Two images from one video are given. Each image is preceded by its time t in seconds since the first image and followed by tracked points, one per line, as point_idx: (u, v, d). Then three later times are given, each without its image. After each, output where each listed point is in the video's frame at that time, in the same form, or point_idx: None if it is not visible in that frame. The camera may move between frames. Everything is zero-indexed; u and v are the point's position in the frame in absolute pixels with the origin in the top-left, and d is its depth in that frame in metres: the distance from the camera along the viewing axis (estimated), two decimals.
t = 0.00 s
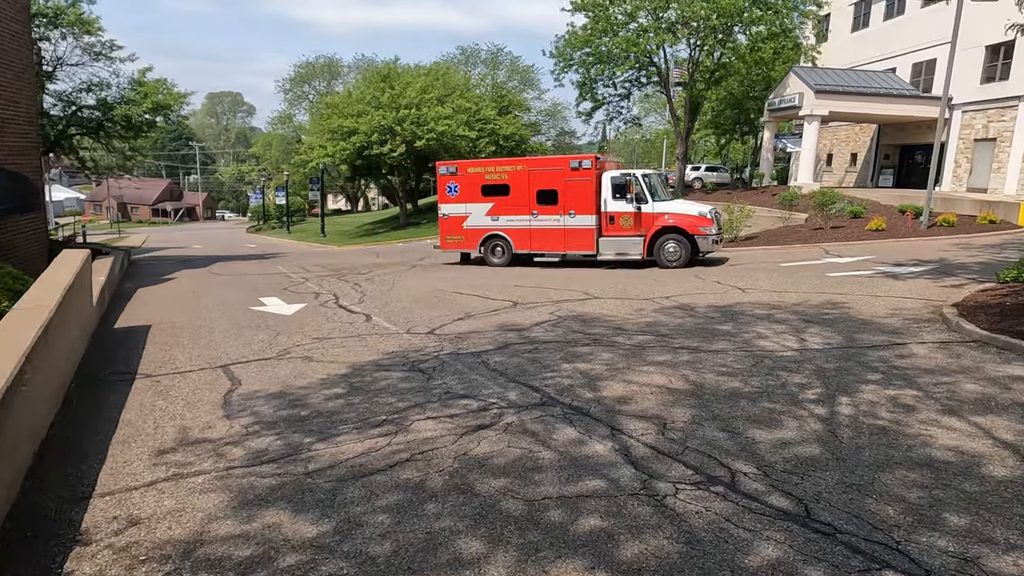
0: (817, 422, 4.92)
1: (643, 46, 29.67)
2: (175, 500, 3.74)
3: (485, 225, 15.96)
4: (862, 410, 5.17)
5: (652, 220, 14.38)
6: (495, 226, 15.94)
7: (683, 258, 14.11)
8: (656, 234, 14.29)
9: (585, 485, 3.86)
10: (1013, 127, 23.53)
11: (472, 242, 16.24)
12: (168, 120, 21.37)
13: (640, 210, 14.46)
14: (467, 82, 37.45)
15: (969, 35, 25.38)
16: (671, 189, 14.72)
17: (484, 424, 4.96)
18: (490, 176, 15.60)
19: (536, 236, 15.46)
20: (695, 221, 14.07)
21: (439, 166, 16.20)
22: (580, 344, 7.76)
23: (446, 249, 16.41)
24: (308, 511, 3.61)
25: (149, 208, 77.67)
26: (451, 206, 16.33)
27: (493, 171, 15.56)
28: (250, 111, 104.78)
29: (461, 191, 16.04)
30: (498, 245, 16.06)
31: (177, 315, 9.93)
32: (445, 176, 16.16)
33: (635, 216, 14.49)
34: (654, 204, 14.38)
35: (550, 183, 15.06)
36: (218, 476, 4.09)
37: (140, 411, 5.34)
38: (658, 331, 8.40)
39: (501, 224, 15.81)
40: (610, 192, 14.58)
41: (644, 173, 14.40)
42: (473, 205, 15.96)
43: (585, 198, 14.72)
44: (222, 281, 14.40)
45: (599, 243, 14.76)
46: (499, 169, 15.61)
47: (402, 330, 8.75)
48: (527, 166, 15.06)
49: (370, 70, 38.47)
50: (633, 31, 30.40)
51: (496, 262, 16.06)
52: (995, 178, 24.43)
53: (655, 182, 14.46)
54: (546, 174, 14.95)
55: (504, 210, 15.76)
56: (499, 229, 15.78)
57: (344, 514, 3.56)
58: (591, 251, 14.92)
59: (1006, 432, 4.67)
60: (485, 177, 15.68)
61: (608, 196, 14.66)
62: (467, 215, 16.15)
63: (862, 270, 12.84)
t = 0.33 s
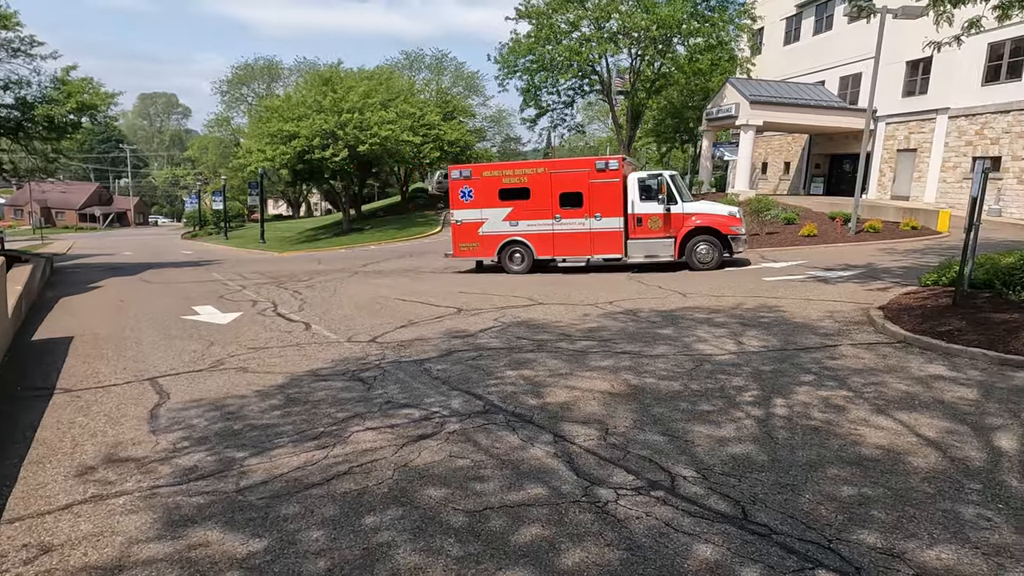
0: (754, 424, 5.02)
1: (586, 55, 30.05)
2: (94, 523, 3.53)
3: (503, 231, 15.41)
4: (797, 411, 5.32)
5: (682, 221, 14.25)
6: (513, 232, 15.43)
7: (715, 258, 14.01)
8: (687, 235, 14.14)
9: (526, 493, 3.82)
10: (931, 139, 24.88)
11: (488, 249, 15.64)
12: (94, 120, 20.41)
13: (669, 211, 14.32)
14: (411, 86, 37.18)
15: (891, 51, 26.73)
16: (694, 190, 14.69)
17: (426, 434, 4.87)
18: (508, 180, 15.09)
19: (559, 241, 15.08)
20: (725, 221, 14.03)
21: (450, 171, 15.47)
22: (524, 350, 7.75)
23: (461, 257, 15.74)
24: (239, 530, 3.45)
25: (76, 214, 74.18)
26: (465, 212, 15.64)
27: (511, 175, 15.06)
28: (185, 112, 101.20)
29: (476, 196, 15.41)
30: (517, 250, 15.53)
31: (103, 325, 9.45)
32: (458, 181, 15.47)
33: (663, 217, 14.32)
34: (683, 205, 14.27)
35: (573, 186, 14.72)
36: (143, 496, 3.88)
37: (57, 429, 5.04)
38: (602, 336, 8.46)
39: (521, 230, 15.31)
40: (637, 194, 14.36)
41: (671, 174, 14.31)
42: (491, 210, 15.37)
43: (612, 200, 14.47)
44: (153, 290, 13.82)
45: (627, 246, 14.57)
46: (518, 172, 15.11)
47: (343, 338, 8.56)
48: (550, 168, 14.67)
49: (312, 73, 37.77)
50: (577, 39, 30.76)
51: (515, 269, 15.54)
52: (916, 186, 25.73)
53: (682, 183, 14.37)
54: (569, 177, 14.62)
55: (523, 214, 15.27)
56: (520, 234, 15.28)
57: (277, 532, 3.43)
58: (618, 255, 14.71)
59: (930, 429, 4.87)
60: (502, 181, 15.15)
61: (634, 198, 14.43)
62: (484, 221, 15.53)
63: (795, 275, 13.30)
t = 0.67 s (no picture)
0: (693, 426, 5.11)
1: (528, 62, 30.26)
2: (3, 552, 3.28)
3: (523, 234, 15.19)
4: (734, 413, 5.45)
5: (707, 222, 14.55)
6: (534, 235, 15.23)
7: (742, 259, 14.36)
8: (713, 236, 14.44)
9: (470, 503, 3.76)
10: (855, 149, 26.11)
11: (507, 254, 15.36)
12: (9, 119, 19.28)
13: (693, 212, 14.60)
14: (352, 90, 36.63)
15: (818, 64, 27.93)
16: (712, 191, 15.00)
17: (366, 445, 4.75)
18: (529, 182, 14.91)
19: (581, 244, 15.06)
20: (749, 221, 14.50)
21: (465, 174, 15.04)
22: (467, 357, 7.68)
23: (479, 263, 15.39)
24: (165, 553, 3.27)
25: None
26: (482, 216, 15.28)
27: (531, 177, 14.89)
28: (111, 112, 96.86)
29: (495, 199, 15.11)
30: (536, 255, 15.33)
31: (19, 338, 8.90)
32: (474, 184, 15.10)
33: (688, 218, 14.58)
34: (705, 206, 14.58)
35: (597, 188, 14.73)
36: (61, 519, 3.64)
37: None
38: (545, 342, 8.50)
39: (542, 233, 15.14)
40: (660, 195, 14.54)
41: (693, 176, 14.55)
42: (510, 214, 15.12)
43: (636, 201, 14.62)
44: (75, 299, 13.11)
45: (653, 248, 14.74)
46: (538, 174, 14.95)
47: (280, 348, 8.30)
48: (573, 170, 14.63)
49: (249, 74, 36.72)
50: (519, 46, 30.92)
51: (537, 274, 15.35)
52: (842, 194, 26.92)
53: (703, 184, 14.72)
54: (593, 178, 14.63)
55: (544, 217, 15.13)
56: (541, 237, 15.12)
57: (206, 553, 3.26)
58: (644, 256, 14.86)
59: (858, 427, 5.06)
60: (522, 183, 14.95)
61: (658, 199, 14.59)
62: (503, 225, 15.24)
63: (731, 279, 13.70)
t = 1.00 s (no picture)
0: (636, 430, 5.16)
1: (470, 66, 30.22)
2: None
3: (541, 236, 15.17)
4: (675, 415, 5.54)
5: (723, 222, 14.91)
6: (552, 237, 15.21)
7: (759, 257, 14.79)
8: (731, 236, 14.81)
9: (414, 515, 3.68)
10: (786, 157, 27.17)
11: (524, 256, 15.30)
12: None
13: (709, 212, 14.92)
14: (290, 91, 35.77)
15: (751, 75, 28.91)
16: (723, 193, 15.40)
17: (306, 457, 4.60)
18: (547, 183, 14.91)
19: (600, 246, 15.12)
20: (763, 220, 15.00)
21: (481, 175, 14.95)
22: (410, 364, 7.56)
23: (496, 266, 15.27)
24: None
25: None
26: (498, 218, 15.19)
27: (549, 178, 14.88)
28: (27, 108, 91.34)
29: (511, 201, 15.05)
30: (554, 257, 15.32)
31: None
32: (490, 185, 15.02)
33: (705, 218, 14.88)
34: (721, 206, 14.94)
35: (616, 189, 14.83)
36: None
37: None
38: (489, 348, 8.45)
39: (560, 235, 15.13)
40: (678, 194, 14.73)
41: (709, 176, 14.87)
42: (528, 215, 15.06)
43: (654, 201, 14.79)
44: None
45: (671, 249, 14.93)
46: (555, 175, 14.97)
47: (213, 357, 7.98)
48: (592, 171, 14.70)
49: (181, 72, 35.40)
50: (461, 51, 30.83)
51: (555, 276, 15.31)
52: (773, 201, 27.96)
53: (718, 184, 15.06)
54: (611, 179, 14.73)
55: (562, 219, 15.12)
56: (560, 239, 15.12)
57: None
58: (663, 257, 15.03)
59: (792, 427, 5.22)
60: (540, 184, 14.93)
61: (676, 198, 14.80)
62: (520, 227, 15.18)
63: (670, 283, 14.00)
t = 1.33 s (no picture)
0: (583, 434, 5.20)
1: (415, 70, 30.04)
2: None
3: (556, 236, 15.21)
4: (622, 418, 5.61)
5: (734, 225, 15.32)
6: (567, 237, 15.28)
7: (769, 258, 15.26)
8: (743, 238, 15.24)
9: (360, 527, 3.60)
10: (722, 164, 27.98)
11: (540, 256, 15.32)
12: None
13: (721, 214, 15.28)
14: (227, 90, 34.75)
15: (688, 84, 29.77)
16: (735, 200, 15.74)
17: (246, 470, 4.44)
18: (564, 183, 14.96)
19: (615, 246, 15.27)
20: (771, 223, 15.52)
21: (498, 174, 14.90)
22: (356, 371, 7.42)
23: (512, 265, 15.24)
24: None
25: None
26: (514, 217, 15.15)
27: (566, 178, 14.94)
28: None
29: (528, 200, 15.04)
30: (569, 257, 15.42)
31: None
32: (507, 184, 15.00)
33: (718, 221, 15.21)
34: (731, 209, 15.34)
35: (632, 190, 15.01)
36: None
37: None
38: (436, 353, 8.39)
39: (576, 235, 15.22)
40: (692, 195, 15.01)
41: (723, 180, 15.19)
42: (545, 215, 15.08)
43: (669, 203, 15.04)
44: None
45: (686, 249, 15.19)
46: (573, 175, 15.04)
47: (145, 367, 7.63)
48: (609, 172, 14.84)
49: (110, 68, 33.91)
50: (405, 53, 30.60)
51: (570, 276, 15.42)
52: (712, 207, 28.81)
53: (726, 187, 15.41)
54: (628, 180, 14.90)
55: (577, 219, 15.21)
56: (576, 239, 15.21)
57: None
58: (677, 258, 15.28)
59: (733, 428, 5.36)
60: (557, 184, 14.98)
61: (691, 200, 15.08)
62: (536, 226, 15.18)
63: (613, 287, 14.24)
